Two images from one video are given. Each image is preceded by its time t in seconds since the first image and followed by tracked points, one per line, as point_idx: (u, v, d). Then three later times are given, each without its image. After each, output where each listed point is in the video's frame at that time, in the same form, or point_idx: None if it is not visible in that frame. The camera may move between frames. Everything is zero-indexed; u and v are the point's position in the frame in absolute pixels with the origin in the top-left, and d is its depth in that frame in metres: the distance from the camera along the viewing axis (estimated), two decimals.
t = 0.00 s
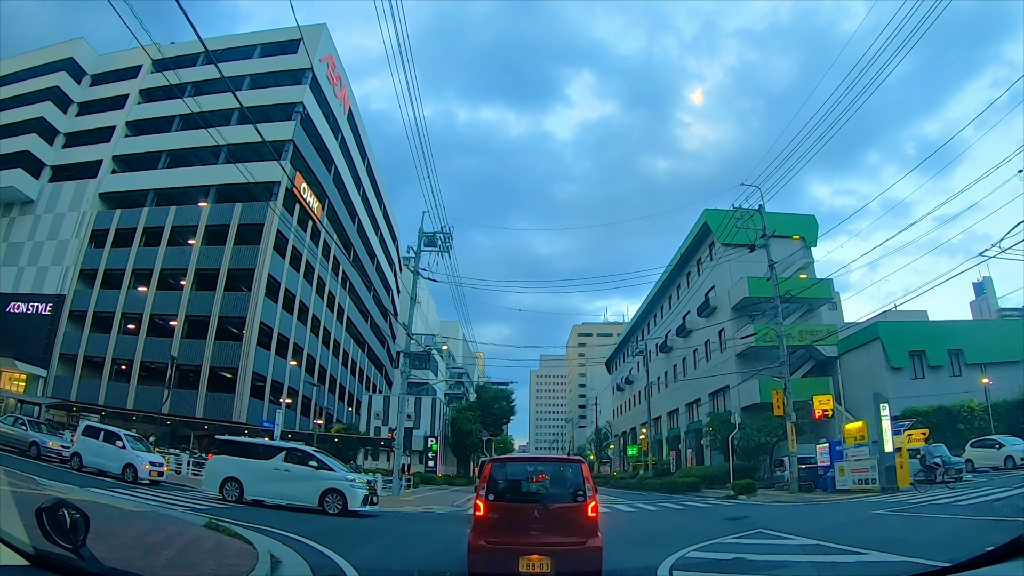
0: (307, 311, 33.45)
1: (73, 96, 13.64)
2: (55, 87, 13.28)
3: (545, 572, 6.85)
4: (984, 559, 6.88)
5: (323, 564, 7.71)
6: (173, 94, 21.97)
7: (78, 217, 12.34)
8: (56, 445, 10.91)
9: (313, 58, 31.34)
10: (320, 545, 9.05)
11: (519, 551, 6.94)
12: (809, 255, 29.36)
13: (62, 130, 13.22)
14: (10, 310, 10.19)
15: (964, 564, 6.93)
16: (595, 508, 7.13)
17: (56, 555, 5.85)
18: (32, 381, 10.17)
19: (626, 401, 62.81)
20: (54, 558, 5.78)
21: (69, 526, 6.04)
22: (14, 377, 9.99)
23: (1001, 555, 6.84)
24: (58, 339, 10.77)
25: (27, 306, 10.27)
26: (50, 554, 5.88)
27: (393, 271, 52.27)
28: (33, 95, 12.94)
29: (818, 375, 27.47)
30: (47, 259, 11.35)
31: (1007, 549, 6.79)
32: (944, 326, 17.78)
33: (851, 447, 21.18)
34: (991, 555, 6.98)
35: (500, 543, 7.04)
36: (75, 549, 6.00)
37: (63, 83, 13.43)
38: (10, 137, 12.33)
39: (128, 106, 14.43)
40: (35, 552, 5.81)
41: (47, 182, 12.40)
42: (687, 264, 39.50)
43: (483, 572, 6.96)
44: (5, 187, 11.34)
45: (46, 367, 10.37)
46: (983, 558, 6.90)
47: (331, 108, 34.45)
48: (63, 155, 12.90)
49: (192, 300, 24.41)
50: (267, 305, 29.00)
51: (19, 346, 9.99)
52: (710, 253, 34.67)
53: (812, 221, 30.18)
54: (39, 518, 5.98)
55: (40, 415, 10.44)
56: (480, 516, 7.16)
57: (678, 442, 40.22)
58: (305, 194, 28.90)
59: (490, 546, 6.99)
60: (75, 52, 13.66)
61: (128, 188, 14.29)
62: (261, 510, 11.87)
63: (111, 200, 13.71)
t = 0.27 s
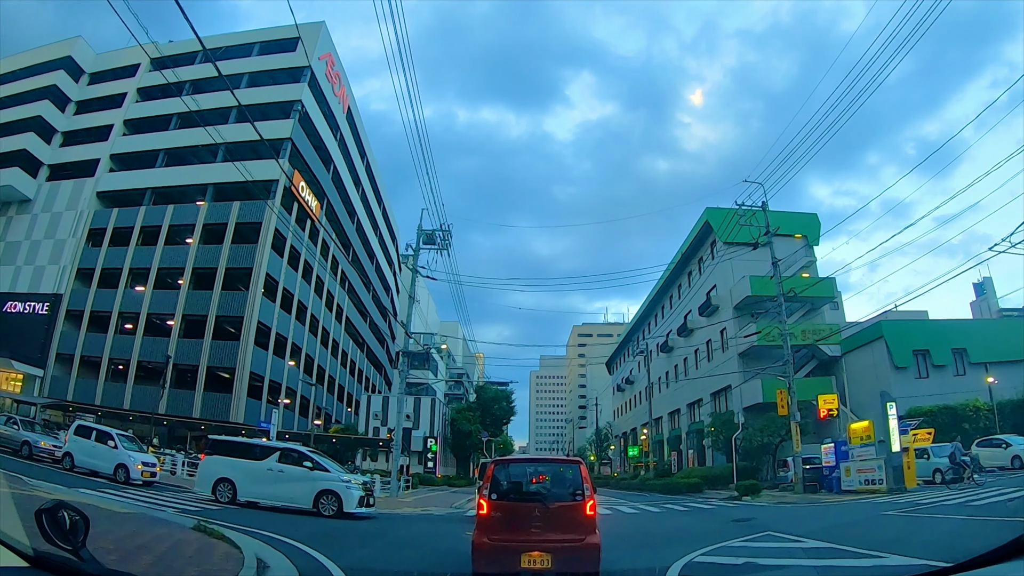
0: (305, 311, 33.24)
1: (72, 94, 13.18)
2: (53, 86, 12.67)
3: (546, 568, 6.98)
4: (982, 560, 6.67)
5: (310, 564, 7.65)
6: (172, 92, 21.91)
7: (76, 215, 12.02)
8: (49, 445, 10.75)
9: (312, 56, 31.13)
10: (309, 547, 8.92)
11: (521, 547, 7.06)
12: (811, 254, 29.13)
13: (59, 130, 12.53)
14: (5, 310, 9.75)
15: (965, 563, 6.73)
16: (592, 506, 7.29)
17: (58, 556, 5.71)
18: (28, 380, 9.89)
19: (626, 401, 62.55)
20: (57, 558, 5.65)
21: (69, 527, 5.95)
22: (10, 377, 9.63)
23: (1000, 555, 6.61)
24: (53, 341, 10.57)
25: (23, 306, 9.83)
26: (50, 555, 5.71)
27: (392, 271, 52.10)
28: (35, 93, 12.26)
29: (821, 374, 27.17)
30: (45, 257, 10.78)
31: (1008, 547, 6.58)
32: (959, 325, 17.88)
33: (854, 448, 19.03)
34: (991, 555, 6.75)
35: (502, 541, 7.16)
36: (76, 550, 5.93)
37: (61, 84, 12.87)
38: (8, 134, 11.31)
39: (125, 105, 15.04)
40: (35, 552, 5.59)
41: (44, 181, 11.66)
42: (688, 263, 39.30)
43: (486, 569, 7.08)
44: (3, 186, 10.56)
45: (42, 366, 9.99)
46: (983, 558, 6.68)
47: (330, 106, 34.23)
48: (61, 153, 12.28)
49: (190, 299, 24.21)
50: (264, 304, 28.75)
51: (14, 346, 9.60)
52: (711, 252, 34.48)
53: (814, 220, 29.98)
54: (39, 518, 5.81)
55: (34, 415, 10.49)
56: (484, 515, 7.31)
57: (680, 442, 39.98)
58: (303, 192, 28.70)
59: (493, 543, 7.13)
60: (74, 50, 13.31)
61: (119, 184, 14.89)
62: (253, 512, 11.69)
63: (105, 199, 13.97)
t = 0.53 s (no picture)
0: (304, 309, 33.00)
1: (70, 92, 13.07)
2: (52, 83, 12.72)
3: (547, 564, 7.08)
4: (980, 562, 6.44)
5: (291, 566, 7.51)
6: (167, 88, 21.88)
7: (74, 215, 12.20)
8: (40, 443, 10.40)
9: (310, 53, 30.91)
10: (293, 549, 8.67)
11: (523, 543, 7.18)
12: (814, 252, 28.88)
13: (57, 127, 12.64)
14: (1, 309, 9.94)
15: (965, 564, 6.49)
16: (592, 503, 7.40)
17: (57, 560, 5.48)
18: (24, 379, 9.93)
19: (627, 400, 62.26)
20: (55, 562, 5.41)
21: (69, 529, 5.67)
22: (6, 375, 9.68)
23: (1000, 556, 6.34)
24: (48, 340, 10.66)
25: (20, 304, 10.04)
26: (47, 557, 5.48)
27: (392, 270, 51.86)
28: (33, 90, 12.34)
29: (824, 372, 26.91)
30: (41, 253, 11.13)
31: (1009, 548, 6.31)
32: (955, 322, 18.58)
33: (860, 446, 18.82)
34: (991, 557, 6.49)
35: (505, 537, 7.27)
36: (75, 552, 5.67)
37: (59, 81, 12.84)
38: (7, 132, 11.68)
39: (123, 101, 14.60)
40: (35, 553, 5.39)
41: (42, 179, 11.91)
42: (690, 261, 39.07)
43: (489, 565, 7.20)
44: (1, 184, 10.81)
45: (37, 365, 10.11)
46: (983, 560, 6.42)
47: (329, 104, 34.00)
48: (59, 151, 12.46)
49: (187, 297, 23.98)
50: (262, 303, 28.49)
51: (10, 345, 9.71)
52: (713, 249, 34.27)
53: (817, 217, 29.74)
54: (38, 521, 5.54)
55: (28, 414, 10.37)
56: (487, 511, 7.43)
57: (681, 441, 39.71)
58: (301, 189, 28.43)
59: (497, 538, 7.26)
60: (72, 49, 13.10)
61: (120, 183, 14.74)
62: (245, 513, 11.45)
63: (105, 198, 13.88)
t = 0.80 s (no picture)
0: (302, 306, 32.71)
1: (64, 93, 14.44)
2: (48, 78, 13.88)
3: (549, 559, 6.97)
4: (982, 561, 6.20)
5: (272, 565, 7.28)
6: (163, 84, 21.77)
7: (69, 210, 15.05)
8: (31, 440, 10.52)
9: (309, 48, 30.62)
10: (274, 548, 8.40)
11: (525, 538, 7.05)
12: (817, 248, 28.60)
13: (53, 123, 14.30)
14: None
15: (966, 564, 6.25)
16: (593, 500, 7.26)
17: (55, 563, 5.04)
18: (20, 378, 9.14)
19: (628, 399, 61.97)
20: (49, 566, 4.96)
21: (70, 528, 5.13)
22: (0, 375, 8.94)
23: (1001, 555, 6.10)
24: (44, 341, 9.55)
25: (16, 301, 8.97)
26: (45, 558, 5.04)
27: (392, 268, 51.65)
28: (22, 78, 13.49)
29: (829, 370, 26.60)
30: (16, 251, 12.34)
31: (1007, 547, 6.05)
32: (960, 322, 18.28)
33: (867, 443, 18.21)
34: (989, 558, 6.23)
35: (508, 534, 7.13)
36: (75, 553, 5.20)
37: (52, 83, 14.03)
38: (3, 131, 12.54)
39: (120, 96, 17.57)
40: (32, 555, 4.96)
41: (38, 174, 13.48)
42: (691, 257, 38.87)
43: (491, 560, 7.08)
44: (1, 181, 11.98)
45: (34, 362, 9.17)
46: (984, 559, 6.16)
47: (328, 100, 33.72)
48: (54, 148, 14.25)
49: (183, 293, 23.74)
50: (260, 299, 28.20)
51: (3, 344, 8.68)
52: (715, 246, 34.02)
53: (820, 213, 29.47)
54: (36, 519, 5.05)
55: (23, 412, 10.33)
56: (491, 508, 7.27)
57: (683, 440, 39.51)
58: (299, 185, 28.12)
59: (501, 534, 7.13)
60: (65, 46, 14.19)
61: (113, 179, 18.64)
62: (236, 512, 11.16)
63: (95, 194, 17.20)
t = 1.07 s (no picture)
0: (301, 303, 32.49)
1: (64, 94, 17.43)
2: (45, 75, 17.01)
3: (551, 550, 7.47)
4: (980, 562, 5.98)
5: (254, 564, 7.11)
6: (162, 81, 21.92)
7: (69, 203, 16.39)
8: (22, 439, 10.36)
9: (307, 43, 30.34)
10: (257, 547, 8.19)
11: (528, 531, 7.57)
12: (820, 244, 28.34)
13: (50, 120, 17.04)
14: None
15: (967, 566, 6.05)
16: (591, 494, 7.78)
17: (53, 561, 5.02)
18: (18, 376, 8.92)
19: (629, 396, 61.72)
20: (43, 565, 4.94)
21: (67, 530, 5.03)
22: None
23: (1002, 556, 5.81)
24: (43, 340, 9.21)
25: (11, 299, 8.71)
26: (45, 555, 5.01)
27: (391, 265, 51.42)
28: (29, 84, 16.82)
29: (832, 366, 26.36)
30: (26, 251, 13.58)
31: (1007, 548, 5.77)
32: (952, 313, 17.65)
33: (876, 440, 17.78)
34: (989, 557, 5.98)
35: (513, 527, 7.64)
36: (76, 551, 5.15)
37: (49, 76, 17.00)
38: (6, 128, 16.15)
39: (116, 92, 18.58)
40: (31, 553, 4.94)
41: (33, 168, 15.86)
42: (693, 253, 38.61)
43: (496, 552, 7.58)
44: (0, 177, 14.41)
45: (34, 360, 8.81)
46: (985, 559, 5.92)
47: (327, 95, 33.44)
48: (52, 145, 17.05)
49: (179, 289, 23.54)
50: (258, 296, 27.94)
51: None
52: (717, 242, 33.80)
53: (823, 208, 29.21)
54: (36, 520, 4.98)
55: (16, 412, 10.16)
56: (496, 503, 7.77)
57: (685, 438, 39.29)
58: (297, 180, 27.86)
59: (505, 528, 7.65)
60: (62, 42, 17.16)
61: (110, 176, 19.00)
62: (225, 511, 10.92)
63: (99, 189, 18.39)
